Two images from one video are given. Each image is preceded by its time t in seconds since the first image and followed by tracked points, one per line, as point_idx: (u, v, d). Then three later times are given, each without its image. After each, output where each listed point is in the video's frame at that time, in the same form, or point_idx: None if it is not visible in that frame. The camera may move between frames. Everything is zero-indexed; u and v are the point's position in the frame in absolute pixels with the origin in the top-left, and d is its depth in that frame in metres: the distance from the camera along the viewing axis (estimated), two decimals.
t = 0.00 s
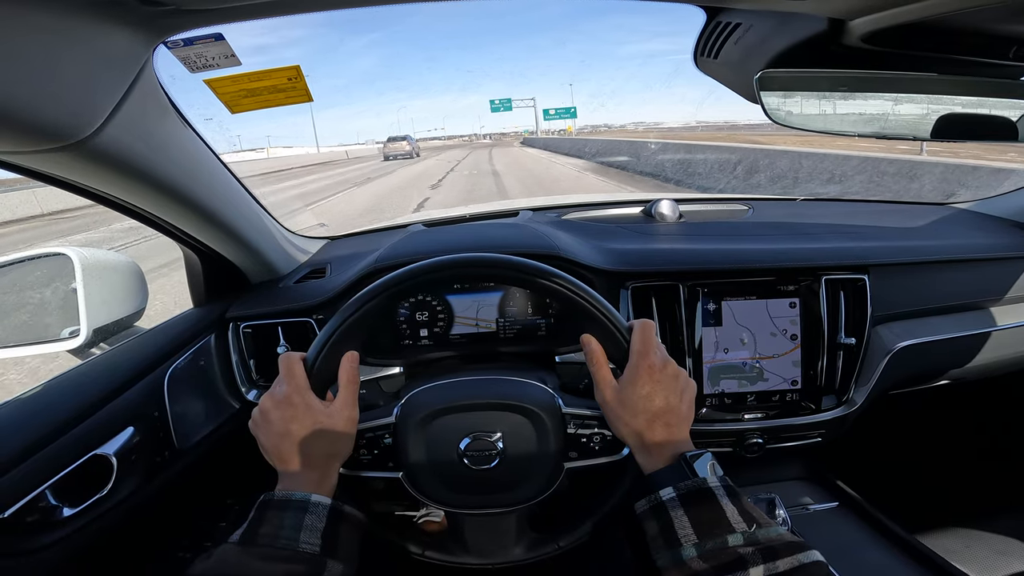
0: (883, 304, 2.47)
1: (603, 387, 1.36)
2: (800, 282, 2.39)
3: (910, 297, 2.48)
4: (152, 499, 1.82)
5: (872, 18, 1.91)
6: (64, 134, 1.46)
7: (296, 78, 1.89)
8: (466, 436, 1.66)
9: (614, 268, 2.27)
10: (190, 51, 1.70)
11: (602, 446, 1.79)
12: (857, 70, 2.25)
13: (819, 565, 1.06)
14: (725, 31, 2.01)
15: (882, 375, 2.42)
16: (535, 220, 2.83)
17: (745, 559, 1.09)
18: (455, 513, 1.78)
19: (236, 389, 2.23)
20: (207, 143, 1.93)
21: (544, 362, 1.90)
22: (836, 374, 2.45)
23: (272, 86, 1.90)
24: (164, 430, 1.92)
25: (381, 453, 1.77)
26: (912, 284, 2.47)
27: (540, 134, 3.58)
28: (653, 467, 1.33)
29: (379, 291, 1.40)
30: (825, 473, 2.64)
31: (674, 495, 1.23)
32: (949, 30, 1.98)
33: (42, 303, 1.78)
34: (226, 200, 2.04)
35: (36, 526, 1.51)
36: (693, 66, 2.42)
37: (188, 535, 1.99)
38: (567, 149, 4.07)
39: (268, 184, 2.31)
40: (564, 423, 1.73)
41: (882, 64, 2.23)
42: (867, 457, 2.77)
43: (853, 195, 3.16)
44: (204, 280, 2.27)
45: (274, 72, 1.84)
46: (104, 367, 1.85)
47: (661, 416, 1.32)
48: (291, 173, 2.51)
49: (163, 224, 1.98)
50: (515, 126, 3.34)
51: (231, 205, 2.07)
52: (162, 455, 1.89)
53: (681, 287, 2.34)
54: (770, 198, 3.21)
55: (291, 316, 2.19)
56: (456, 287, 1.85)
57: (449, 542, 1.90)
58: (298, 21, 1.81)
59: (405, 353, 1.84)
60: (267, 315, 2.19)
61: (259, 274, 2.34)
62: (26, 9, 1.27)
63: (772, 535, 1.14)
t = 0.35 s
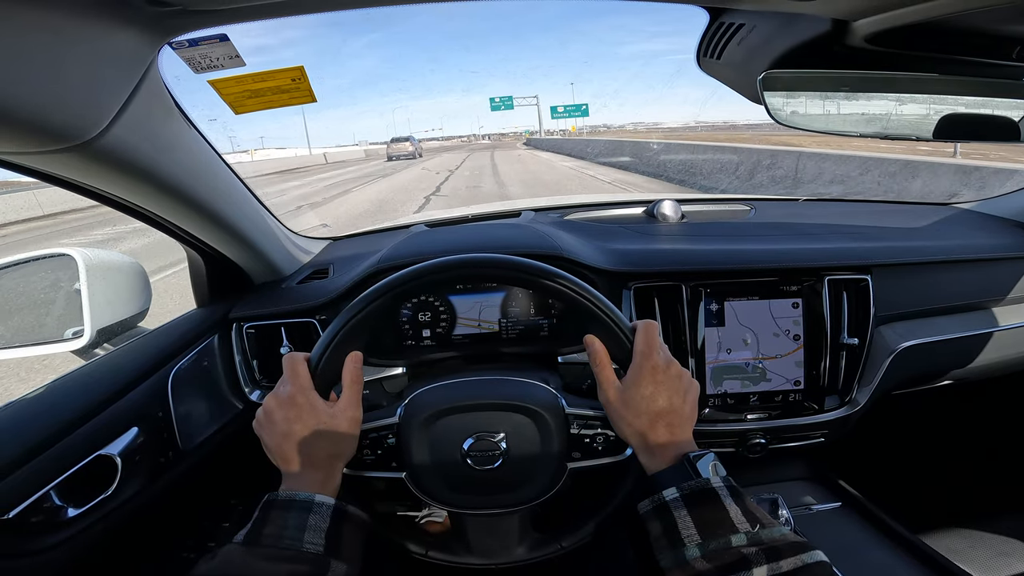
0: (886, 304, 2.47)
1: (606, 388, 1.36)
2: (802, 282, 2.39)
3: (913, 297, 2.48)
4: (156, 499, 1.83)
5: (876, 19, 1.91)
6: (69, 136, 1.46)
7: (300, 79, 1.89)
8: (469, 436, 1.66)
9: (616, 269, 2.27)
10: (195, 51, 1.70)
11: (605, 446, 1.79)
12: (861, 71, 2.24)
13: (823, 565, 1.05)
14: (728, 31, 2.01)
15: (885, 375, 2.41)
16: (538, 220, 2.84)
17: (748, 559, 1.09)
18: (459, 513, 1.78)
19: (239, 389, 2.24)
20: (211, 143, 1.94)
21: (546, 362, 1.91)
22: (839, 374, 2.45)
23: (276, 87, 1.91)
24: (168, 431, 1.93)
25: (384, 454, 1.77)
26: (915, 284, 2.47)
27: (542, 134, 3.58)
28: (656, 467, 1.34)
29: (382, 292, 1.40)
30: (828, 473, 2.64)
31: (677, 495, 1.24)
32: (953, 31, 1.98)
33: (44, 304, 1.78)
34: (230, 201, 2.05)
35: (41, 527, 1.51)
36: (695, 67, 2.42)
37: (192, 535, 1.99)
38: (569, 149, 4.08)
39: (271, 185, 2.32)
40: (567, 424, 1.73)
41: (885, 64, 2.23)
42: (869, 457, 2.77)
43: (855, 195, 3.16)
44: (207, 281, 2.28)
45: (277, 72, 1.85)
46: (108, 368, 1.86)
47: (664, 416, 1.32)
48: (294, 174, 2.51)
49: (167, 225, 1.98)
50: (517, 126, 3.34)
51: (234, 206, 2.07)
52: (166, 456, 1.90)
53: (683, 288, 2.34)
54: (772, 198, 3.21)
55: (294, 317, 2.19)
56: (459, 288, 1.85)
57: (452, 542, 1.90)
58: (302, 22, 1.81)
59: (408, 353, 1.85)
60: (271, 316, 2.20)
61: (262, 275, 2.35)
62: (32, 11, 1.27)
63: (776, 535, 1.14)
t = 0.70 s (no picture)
0: (887, 303, 2.46)
1: (605, 389, 1.36)
2: (802, 282, 2.39)
3: (914, 297, 2.47)
4: (154, 499, 1.83)
5: (874, 17, 1.90)
6: (66, 137, 1.47)
7: (297, 79, 1.89)
8: (468, 437, 1.66)
9: (615, 268, 2.27)
10: (191, 51, 1.70)
11: (603, 447, 1.79)
12: (860, 69, 2.24)
13: (820, 568, 1.05)
14: (726, 30, 2.00)
15: (886, 374, 2.41)
16: (537, 220, 2.83)
17: (746, 561, 1.08)
18: (457, 514, 1.78)
19: (238, 390, 2.24)
20: (207, 143, 1.93)
21: (545, 363, 1.91)
22: (840, 374, 2.44)
23: (273, 87, 1.90)
24: (167, 431, 1.93)
25: (382, 453, 1.77)
26: (916, 283, 2.46)
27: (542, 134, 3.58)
28: (654, 469, 1.33)
29: (381, 290, 1.40)
30: (829, 473, 2.63)
31: (675, 497, 1.23)
32: (952, 29, 1.97)
33: (42, 304, 1.78)
34: (229, 202, 2.05)
35: (39, 527, 1.51)
36: (694, 66, 2.42)
37: (191, 535, 1.99)
38: (569, 149, 4.07)
39: (270, 185, 2.32)
40: (566, 424, 1.73)
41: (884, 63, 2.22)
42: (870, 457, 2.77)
43: (856, 194, 3.15)
44: (206, 282, 2.28)
45: (275, 72, 1.84)
46: (107, 368, 1.86)
47: (663, 418, 1.32)
48: (294, 174, 2.51)
49: (165, 225, 1.98)
50: (517, 125, 3.33)
51: (232, 206, 2.07)
52: (165, 456, 1.90)
53: (683, 287, 2.33)
54: (772, 197, 3.21)
55: (293, 317, 2.19)
56: (458, 288, 1.85)
57: (450, 542, 1.90)
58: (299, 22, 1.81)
59: (407, 354, 1.85)
60: (270, 316, 2.20)
61: (262, 275, 2.35)
62: (29, 12, 1.28)
63: (774, 538, 1.14)
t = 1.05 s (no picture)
0: (891, 303, 2.45)
1: (610, 391, 1.36)
2: (806, 282, 2.38)
3: (918, 297, 2.46)
4: (159, 500, 1.83)
5: (877, 18, 1.90)
6: (71, 139, 1.47)
7: (300, 81, 1.89)
8: (470, 438, 1.66)
9: (618, 269, 2.27)
10: (195, 54, 1.71)
11: (607, 449, 1.79)
12: (863, 70, 2.23)
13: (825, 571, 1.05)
14: (729, 31, 2.00)
15: (890, 374, 2.40)
16: (540, 221, 2.83)
17: (751, 564, 1.09)
18: (459, 515, 1.79)
19: (241, 391, 2.24)
20: (210, 144, 1.94)
21: (548, 364, 1.91)
22: (843, 375, 2.44)
23: (276, 88, 1.91)
24: (171, 432, 1.93)
25: (385, 454, 1.77)
26: (919, 283, 2.45)
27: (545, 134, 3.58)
28: (658, 472, 1.33)
29: (386, 291, 1.40)
30: (832, 473, 2.63)
31: (680, 500, 1.23)
32: (955, 29, 1.97)
33: (47, 306, 1.79)
34: (233, 205, 2.06)
35: (44, 529, 1.52)
36: (696, 66, 2.42)
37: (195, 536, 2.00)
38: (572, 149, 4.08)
39: (273, 187, 2.32)
40: (569, 425, 1.73)
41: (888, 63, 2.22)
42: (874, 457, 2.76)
43: (859, 194, 3.14)
44: (210, 284, 2.28)
45: (278, 74, 1.85)
46: (111, 370, 1.86)
47: (667, 421, 1.32)
48: (296, 176, 2.52)
49: (169, 227, 1.99)
50: (518, 126, 3.31)
51: (235, 208, 2.07)
52: (169, 458, 1.90)
53: (685, 288, 2.33)
54: (775, 197, 3.21)
55: (297, 318, 2.20)
56: (462, 290, 1.86)
57: (453, 542, 1.91)
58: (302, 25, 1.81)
59: (410, 355, 1.86)
60: (274, 318, 2.20)
61: (266, 276, 2.36)
62: (34, 15, 1.28)
63: (778, 541, 1.14)
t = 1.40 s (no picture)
0: (894, 304, 2.44)
1: (612, 394, 1.35)
2: (808, 283, 2.38)
3: (921, 298, 2.46)
4: (161, 503, 1.83)
5: (879, 19, 1.90)
6: (74, 141, 1.47)
7: (302, 82, 1.89)
8: (473, 440, 1.65)
9: (620, 271, 2.27)
10: (197, 54, 1.71)
11: (609, 452, 1.80)
12: (865, 71, 2.23)
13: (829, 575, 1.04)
14: (731, 32, 2.00)
15: (893, 375, 2.40)
16: (542, 222, 2.84)
17: (755, 567, 1.08)
18: (460, 515, 1.76)
19: (243, 393, 2.23)
20: (213, 145, 1.93)
21: (551, 365, 1.91)
22: (846, 376, 2.43)
23: (278, 90, 1.91)
24: (173, 434, 1.93)
25: (387, 455, 1.77)
26: (922, 284, 2.45)
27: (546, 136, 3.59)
28: (660, 475, 1.32)
29: (388, 293, 1.40)
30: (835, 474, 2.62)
31: (683, 503, 1.23)
32: (957, 30, 1.96)
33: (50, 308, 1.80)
34: (235, 206, 2.06)
35: (46, 530, 1.52)
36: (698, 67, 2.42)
37: (196, 537, 1.99)
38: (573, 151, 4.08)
39: (275, 188, 2.32)
40: (571, 427, 1.72)
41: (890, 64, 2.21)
42: (877, 459, 2.75)
43: (861, 196, 3.14)
44: (212, 285, 2.28)
45: (280, 75, 1.85)
46: (112, 371, 1.86)
47: (670, 424, 1.31)
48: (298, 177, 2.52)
49: (171, 228, 1.99)
50: (518, 126, 3.29)
51: (237, 210, 2.07)
52: (171, 459, 1.90)
53: (687, 290, 2.33)
54: (777, 199, 3.21)
55: (299, 320, 2.20)
56: (463, 291, 1.87)
57: (453, 543, 1.88)
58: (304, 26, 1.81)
59: (411, 356, 1.88)
60: (276, 319, 2.20)
61: (267, 278, 2.35)
62: (37, 15, 1.28)
63: (781, 544, 1.14)
